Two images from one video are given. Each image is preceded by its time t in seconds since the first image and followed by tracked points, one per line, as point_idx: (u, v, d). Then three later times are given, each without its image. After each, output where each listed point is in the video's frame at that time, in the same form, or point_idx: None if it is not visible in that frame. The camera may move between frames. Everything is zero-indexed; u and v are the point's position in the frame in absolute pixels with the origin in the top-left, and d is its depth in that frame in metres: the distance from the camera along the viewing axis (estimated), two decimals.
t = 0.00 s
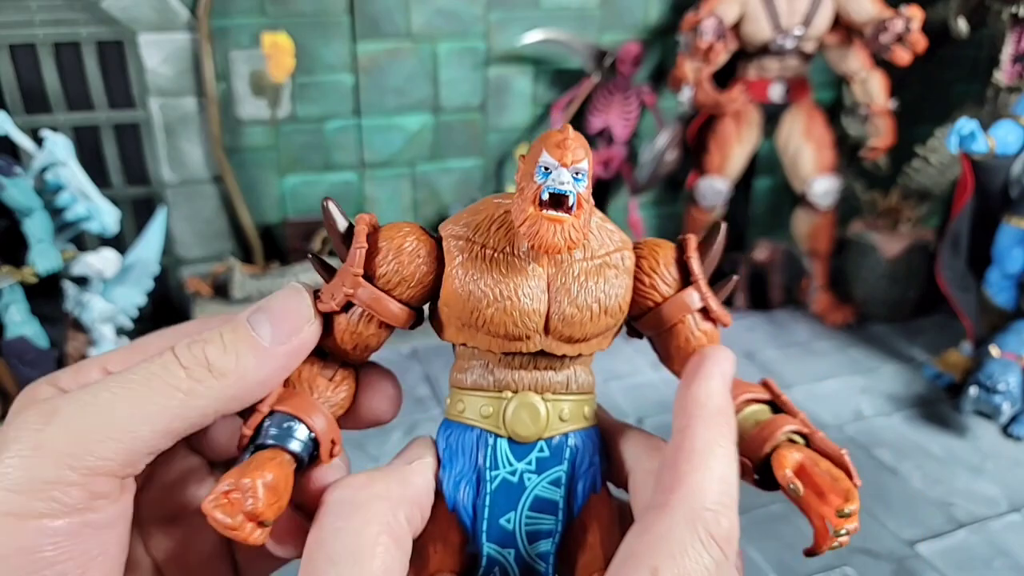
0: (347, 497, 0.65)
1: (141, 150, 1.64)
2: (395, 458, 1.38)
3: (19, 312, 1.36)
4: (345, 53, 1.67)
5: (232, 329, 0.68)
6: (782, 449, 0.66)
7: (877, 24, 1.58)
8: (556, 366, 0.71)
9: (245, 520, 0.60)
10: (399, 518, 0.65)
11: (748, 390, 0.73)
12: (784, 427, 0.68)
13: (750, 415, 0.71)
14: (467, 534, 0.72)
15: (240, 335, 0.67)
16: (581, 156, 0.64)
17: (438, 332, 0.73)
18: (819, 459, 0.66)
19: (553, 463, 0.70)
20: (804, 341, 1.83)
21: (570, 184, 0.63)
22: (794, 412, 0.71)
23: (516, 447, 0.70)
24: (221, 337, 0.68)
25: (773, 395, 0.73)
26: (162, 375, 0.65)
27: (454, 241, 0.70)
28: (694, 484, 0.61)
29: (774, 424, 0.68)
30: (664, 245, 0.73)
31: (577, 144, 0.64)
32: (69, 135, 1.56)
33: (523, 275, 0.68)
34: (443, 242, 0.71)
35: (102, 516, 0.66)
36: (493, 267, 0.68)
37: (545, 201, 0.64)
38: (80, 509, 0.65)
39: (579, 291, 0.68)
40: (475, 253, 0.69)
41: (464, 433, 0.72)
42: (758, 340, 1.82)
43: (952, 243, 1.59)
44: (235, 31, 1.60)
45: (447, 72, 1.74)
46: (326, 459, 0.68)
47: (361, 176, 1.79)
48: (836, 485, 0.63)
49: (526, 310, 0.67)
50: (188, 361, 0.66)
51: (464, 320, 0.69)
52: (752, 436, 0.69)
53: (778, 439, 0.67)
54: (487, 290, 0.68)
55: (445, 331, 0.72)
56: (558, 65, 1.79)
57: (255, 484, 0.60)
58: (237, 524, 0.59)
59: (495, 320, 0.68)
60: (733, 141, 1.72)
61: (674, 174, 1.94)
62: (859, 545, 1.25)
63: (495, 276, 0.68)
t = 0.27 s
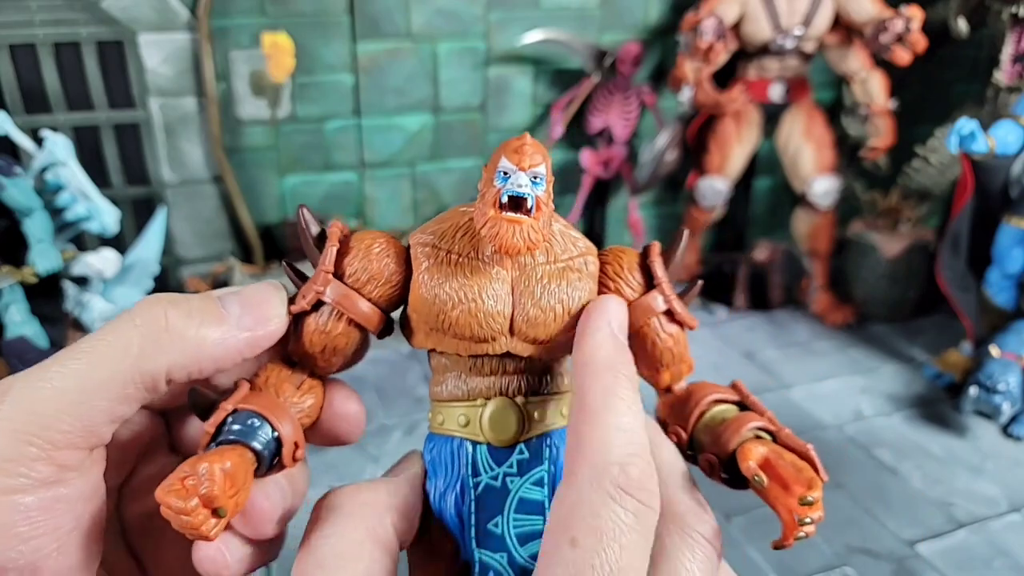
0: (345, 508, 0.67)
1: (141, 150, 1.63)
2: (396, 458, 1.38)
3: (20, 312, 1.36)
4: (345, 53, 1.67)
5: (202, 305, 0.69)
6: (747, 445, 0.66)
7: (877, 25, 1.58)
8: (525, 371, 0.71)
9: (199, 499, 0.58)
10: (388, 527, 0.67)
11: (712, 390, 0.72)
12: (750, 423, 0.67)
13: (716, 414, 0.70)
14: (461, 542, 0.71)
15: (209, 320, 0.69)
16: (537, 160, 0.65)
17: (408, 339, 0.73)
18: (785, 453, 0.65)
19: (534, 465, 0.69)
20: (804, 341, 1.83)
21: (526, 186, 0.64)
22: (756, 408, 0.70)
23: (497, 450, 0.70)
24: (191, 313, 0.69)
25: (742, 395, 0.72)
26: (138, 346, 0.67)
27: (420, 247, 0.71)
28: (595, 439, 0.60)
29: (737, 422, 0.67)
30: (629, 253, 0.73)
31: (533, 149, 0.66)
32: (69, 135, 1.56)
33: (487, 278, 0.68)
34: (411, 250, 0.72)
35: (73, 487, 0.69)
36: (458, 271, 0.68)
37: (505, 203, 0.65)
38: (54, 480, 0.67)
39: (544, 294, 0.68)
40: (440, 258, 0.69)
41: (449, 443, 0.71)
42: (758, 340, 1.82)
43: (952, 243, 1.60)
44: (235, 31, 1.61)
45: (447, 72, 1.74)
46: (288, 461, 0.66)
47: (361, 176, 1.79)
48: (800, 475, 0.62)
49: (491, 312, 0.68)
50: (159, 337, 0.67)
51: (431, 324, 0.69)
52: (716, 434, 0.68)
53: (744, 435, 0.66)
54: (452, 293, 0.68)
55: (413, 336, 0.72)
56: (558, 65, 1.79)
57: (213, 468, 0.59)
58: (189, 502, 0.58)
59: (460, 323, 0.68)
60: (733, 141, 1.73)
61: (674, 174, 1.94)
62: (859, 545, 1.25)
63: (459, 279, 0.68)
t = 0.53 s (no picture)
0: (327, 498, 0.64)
1: (141, 150, 1.64)
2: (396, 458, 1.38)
3: (20, 312, 1.36)
4: (345, 53, 1.67)
5: (191, 320, 0.70)
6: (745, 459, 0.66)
7: (877, 25, 1.58)
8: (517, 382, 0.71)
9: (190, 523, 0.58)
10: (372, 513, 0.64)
11: (710, 400, 0.72)
12: (749, 438, 0.67)
13: (715, 425, 0.70)
14: (444, 556, 0.73)
15: (198, 335, 0.69)
16: (530, 171, 0.65)
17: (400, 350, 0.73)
18: (782, 468, 0.65)
19: (520, 478, 0.71)
20: (804, 341, 1.83)
21: (519, 197, 0.64)
22: (755, 421, 0.71)
23: (485, 464, 0.71)
24: (181, 327, 0.69)
25: (740, 407, 0.72)
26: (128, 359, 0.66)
27: (411, 257, 0.70)
28: (633, 469, 0.65)
29: (738, 435, 0.67)
30: (626, 260, 0.74)
31: (527, 158, 0.66)
32: (69, 135, 1.56)
33: (480, 289, 0.68)
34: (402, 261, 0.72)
35: (63, 510, 0.66)
36: (449, 282, 0.68)
37: (497, 215, 0.65)
38: (43, 502, 0.65)
39: (536, 304, 0.68)
40: (432, 269, 0.69)
41: (437, 454, 0.72)
42: (757, 340, 1.82)
43: (952, 243, 1.60)
44: (235, 31, 1.60)
45: (447, 72, 1.74)
46: (284, 479, 0.67)
47: (361, 176, 1.79)
48: (799, 493, 0.62)
49: (482, 324, 0.67)
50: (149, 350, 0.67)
51: (422, 335, 0.69)
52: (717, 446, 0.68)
53: (743, 449, 0.67)
54: (443, 305, 0.68)
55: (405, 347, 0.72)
56: (558, 65, 1.79)
57: (207, 494, 0.59)
58: (182, 527, 0.58)
59: (452, 334, 0.68)
60: (733, 141, 1.73)
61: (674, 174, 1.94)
62: (859, 545, 1.25)
63: (450, 290, 0.68)
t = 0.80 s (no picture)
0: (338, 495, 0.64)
1: (141, 150, 1.64)
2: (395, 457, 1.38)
3: (20, 312, 1.36)
4: (345, 53, 1.67)
5: (195, 338, 0.70)
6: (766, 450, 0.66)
7: (877, 24, 1.59)
8: (525, 386, 0.71)
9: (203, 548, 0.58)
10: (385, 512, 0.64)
11: (729, 392, 0.72)
12: (770, 428, 0.67)
13: (734, 418, 0.70)
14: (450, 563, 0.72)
15: (201, 352, 0.69)
16: (523, 171, 0.65)
17: (407, 357, 0.73)
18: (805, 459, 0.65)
19: (527, 486, 0.71)
20: (804, 341, 1.83)
21: (514, 199, 0.64)
22: (777, 410, 0.70)
23: (490, 470, 0.71)
24: (184, 346, 0.69)
25: (761, 395, 0.72)
26: (132, 378, 0.66)
27: (411, 265, 0.70)
28: (631, 467, 0.65)
29: (758, 426, 0.67)
30: (632, 254, 0.74)
31: (519, 158, 0.65)
32: (69, 135, 1.57)
33: (481, 294, 0.67)
34: (402, 269, 0.71)
35: (62, 528, 0.65)
36: (449, 289, 0.68)
37: (493, 219, 0.65)
38: (42, 519, 0.64)
39: (539, 307, 0.68)
40: (432, 276, 0.69)
41: (443, 459, 0.72)
42: (758, 341, 1.82)
43: (952, 243, 1.59)
44: (235, 31, 1.61)
45: (447, 72, 1.74)
46: (299, 496, 0.67)
47: (361, 176, 1.79)
48: (823, 484, 0.62)
49: (485, 330, 0.67)
50: (151, 369, 0.67)
51: (427, 344, 0.69)
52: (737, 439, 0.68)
53: (764, 441, 0.66)
54: (445, 313, 0.67)
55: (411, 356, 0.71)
56: (558, 65, 1.79)
57: (219, 517, 0.59)
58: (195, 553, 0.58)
59: (456, 342, 0.68)
60: (733, 141, 1.72)
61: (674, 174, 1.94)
62: (860, 546, 1.25)
63: (451, 298, 0.68)
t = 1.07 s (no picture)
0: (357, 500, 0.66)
1: (141, 150, 1.64)
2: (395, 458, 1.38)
3: (20, 312, 1.36)
4: (345, 53, 1.67)
5: (254, 361, 0.60)
6: (768, 462, 0.66)
7: (877, 25, 1.59)
8: (534, 385, 0.71)
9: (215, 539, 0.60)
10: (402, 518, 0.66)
11: (732, 400, 0.71)
12: (773, 440, 0.67)
13: (737, 427, 0.70)
14: (461, 559, 0.73)
15: (261, 379, 0.60)
16: (541, 170, 0.66)
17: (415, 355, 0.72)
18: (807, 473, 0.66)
19: (537, 483, 0.71)
20: (804, 341, 1.83)
21: (531, 196, 0.65)
22: (778, 422, 0.70)
23: (501, 467, 0.71)
24: (242, 369, 0.60)
25: (763, 406, 0.72)
26: (172, 400, 0.57)
27: (424, 260, 0.70)
28: (641, 465, 0.66)
29: (762, 437, 0.67)
30: (642, 258, 0.73)
31: (536, 156, 0.66)
32: (69, 135, 1.57)
33: (494, 291, 0.67)
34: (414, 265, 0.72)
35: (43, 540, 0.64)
36: (461, 285, 0.68)
37: (508, 216, 0.66)
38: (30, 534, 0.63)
39: (551, 306, 0.68)
40: (444, 271, 0.69)
41: (453, 455, 0.72)
42: (758, 341, 1.82)
43: (952, 243, 1.59)
44: (235, 31, 1.61)
45: (447, 72, 1.74)
46: (308, 487, 0.67)
47: (361, 176, 1.79)
48: (823, 501, 0.63)
49: (496, 327, 0.67)
50: (200, 393, 0.58)
51: (437, 340, 0.69)
52: (740, 448, 0.68)
53: (766, 452, 0.66)
54: (456, 308, 0.67)
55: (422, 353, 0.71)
56: (558, 65, 1.79)
57: (230, 510, 0.60)
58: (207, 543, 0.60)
59: (467, 338, 0.67)
60: (733, 141, 1.72)
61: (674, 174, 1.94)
62: (859, 546, 1.25)
63: (462, 293, 0.67)
